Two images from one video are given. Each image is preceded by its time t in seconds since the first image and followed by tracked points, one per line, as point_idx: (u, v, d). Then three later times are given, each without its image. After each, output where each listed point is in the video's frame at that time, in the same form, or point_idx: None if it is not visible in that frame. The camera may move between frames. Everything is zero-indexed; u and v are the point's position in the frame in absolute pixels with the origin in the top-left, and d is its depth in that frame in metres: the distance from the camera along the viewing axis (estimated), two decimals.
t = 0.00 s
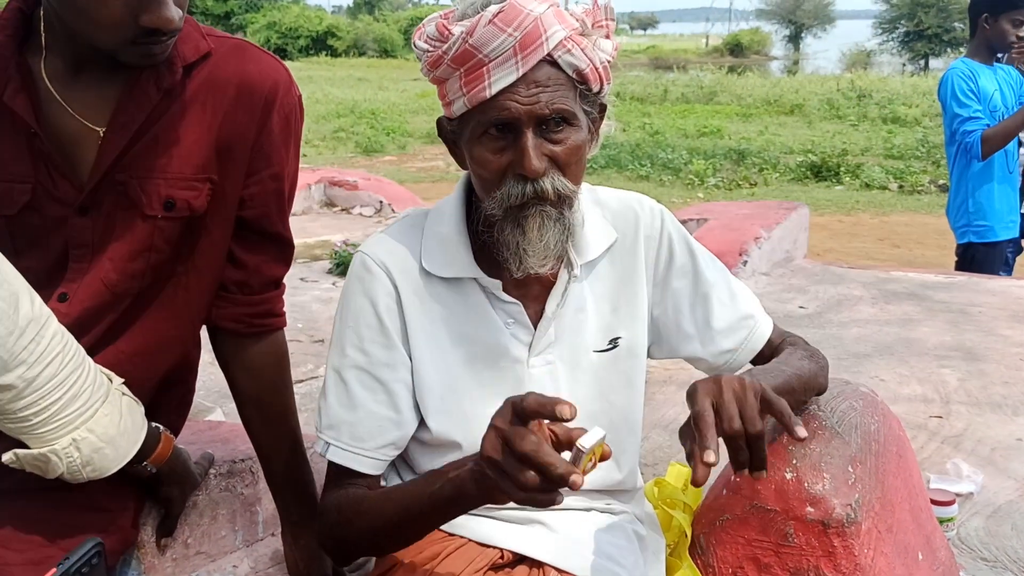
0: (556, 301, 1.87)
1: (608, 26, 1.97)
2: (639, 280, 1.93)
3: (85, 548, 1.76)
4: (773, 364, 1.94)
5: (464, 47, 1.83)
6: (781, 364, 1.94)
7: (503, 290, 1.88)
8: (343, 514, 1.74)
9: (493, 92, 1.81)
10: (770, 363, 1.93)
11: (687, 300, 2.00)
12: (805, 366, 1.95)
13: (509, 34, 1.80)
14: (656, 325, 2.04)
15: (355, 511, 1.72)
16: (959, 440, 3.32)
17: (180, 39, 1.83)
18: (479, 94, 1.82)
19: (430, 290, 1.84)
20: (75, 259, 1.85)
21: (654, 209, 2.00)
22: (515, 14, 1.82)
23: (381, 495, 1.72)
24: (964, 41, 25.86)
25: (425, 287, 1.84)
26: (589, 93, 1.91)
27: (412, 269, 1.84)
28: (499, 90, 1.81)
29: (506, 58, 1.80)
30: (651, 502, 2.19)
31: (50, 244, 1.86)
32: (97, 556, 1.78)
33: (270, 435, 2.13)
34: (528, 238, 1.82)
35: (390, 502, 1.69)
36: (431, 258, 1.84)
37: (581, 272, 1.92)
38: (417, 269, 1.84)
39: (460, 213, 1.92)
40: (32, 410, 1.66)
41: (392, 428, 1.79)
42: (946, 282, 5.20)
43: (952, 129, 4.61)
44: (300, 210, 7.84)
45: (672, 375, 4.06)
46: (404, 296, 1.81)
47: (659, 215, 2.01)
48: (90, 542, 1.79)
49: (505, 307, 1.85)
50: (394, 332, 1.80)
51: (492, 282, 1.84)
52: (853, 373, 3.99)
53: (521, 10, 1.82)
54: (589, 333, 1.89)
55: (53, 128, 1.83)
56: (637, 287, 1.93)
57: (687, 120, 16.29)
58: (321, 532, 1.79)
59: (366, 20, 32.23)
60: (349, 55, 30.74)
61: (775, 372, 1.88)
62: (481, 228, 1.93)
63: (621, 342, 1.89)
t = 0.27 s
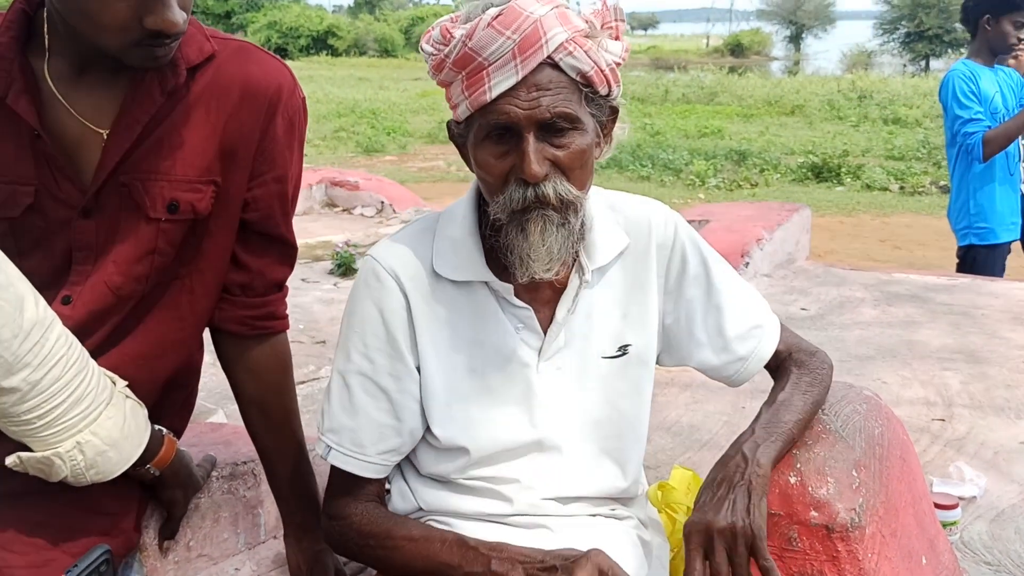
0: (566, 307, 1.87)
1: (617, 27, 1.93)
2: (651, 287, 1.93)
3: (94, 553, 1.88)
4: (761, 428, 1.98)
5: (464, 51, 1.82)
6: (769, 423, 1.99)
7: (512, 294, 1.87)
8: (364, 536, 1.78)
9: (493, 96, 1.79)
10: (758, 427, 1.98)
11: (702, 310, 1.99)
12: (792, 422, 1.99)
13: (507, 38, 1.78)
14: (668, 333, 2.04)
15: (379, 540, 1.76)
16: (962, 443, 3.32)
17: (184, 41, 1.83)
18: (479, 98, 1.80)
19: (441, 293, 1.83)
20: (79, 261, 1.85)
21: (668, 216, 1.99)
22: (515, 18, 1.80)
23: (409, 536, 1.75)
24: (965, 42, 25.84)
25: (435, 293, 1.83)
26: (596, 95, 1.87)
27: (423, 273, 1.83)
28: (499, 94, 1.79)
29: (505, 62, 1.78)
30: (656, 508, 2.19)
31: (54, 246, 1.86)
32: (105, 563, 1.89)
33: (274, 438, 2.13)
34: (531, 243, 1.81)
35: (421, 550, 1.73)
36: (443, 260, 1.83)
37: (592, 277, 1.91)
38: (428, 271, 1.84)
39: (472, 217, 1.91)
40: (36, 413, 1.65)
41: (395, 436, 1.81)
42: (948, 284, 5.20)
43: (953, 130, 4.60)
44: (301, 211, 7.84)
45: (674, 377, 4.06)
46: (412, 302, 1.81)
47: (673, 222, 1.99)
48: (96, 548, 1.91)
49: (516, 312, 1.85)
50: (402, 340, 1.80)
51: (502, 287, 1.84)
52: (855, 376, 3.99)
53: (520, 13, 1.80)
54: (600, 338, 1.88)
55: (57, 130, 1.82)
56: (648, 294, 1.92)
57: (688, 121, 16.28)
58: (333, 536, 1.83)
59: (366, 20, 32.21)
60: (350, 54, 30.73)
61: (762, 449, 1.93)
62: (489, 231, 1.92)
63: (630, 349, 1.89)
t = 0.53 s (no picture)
0: (581, 306, 1.88)
1: (658, 38, 1.92)
2: (668, 287, 1.94)
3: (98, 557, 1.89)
4: (752, 446, 1.99)
5: (498, 45, 1.82)
6: (761, 442, 2.00)
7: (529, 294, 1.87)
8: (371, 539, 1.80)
9: (521, 94, 1.80)
10: (750, 445, 2.00)
11: (721, 309, 1.98)
12: (784, 439, 1.99)
13: (543, 38, 1.78)
14: (685, 331, 2.04)
15: (388, 546, 1.78)
16: (962, 443, 3.33)
17: (186, 40, 1.83)
18: (508, 94, 1.81)
19: (457, 288, 1.83)
20: (81, 260, 1.86)
21: (689, 214, 1.98)
22: (553, 17, 1.80)
23: (418, 546, 1.77)
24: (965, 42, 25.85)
25: (449, 289, 1.83)
26: (627, 104, 1.87)
27: (440, 267, 1.83)
28: (528, 93, 1.79)
29: (538, 61, 1.77)
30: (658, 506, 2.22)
31: (57, 245, 1.87)
32: (110, 567, 1.91)
33: (275, 436, 2.14)
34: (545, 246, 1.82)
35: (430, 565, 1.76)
36: (460, 258, 1.83)
37: (610, 278, 1.92)
38: (445, 267, 1.83)
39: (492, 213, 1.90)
40: (39, 411, 1.66)
41: (403, 429, 1.80)
42: (948, 284, 5.20)
43: (953, 130, 4.61)
44: (302, 211, 7.84)
45: (674, 376, 4.07)
46: (428, 296, 1.80)
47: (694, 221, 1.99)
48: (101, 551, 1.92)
49: (530, 311, 1.85)
50: (415, 334, 1.79)
51: (519, 286, 1.84)
52: (855, 375, 3.99)
53: (559, 14, 1.80)
54: (613, 337, 1.89)
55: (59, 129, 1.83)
56: (664, 293, 1.93)
57: (688, 121, 16.28)
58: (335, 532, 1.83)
59: (366, 20, 32.21)
60: (350, 54, 30.73)
61: (749, 473, 1.94)
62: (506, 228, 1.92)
63: (644, 348, 1.89)
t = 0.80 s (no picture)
0: (590, 304, 1.88)
1: (680, 49, 1.90)
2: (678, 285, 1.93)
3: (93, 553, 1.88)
4: (747, 440, 1.99)
5: (513, 48, 1.81)
6: (755, 437, 2.00)
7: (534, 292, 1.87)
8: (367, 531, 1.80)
9: (532, 100, 1.79)
10: (746, 439, 1.99)
11: (731, 307, 1.98)
12: (779, 436, 1.99)
13: (557, 45, 1.77)
14: (694, 328, 2.04)
15: (384, 541, 1.79)
16: (958, 440, 3.33)
17: (181, 38, 1.84)
18: (519, 99, 1.80)
19: (463, 284, 1.83)
20: (78, 257, 1.86)
21: (702, 212, 1.97)
22: (570, 24, 1.78)
23: (414, 542, 1.78)
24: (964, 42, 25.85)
25: (454, 284, 1.83)
26: (641, 115, 1.86)
27: (447, 262, 1.82)
28: (538, 100, 1.79)
29: (551, 68, 1.77)
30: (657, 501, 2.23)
31: (53, 242, 1.88)
32: (105, 564, 1.88)
33: (270, 433, 2.14)
34: (547, 253, 1.83)
35: (424, 561, 1.77)
36: (467, 254, 1.82)
37: (620, 277, 1.91)
38: (452, 262, 1.83)
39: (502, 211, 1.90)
40: (35, 407, 1.66)
41: (405, 424, 1.81)
42: (946, 282, 5.21)
43: (951, 128, 4.61)
44: (301, 211, 7.85)
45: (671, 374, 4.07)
46: (433, 292, 1.81)
47: (707, 218, 1.98)
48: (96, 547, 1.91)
49: (536, 310, 1.85)
50: (419, 330, 1.80)
51: (524, 284, 1.84)
52: (852, 373, 4.00)
53: (576, 22, 1.78)
54: (621, 335, 1.89)
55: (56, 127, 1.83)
56: (675, 290, 1.92)
57: (688, 121, 16.29)
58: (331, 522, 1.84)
59: (366, 20, 32.23)
60: (350, 54, 30.74)
61: (742, 468, 1.94)
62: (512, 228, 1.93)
63: (651, 346, 1.89)
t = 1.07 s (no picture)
0: (585, 306, 1.87)
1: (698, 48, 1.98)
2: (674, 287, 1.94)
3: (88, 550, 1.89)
4: (745, 445, 1.99)
5: (581, 34, 1.75)
6: (752, 441, 1.99)
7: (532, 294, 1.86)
8: (359, 532, 1.81)
9: (600, 89, 1.76)
10: (743, 444, 1.99)
11: (725, 309, 2.00)
12: (778, 440, 1.99)
13: (634, 35, 1.76)
14: (688, 329, 2.05)
15: (376, 542, 1.80)
16: (954, 441, 3.33)
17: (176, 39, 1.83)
18: (586, 87, 1.76)
19: (459, 288, 1.81)
20: (73, 258, 1.87)
21: (697, 215, 1.97)
22: (642, 16, 1.77)
23: (406, 542, 1.79)
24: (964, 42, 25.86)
25: (451, 288, 1.81)
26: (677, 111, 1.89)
27: (441, 266, 1.81)
28: (607, 88, 1.76)
29: (626, 58, 1.76)
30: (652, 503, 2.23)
31: (48, 243, 1.89)
32: (99, 559, 1.89)
33: (265, 435, 2.14)
34: (596, 245, 1.80)
35: (415, 560, 1.78)
36: (462, 257, 1.80)
37: (616, 277, 1.90)
38: (446, 266, 1.81)
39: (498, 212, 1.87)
40: (29, 407, 1.67)
41: (398, 430, 1.80)
42: (943, 283, 5.21)
43: (949, 128, 4.61)
44: (300, 211, 7.85)
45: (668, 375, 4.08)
46: (428, 297, 1.79)
47: (702, 220, 1.98)
48: (89, 544, 1.93)
49: (534, 313, 1.85)
50: (414, 336, 1.78)
51: (523, 287, 1.82)
52: (849, 374, 4.00)
53: (646, 13, 1.78)
54: (618, 338, 1.89)
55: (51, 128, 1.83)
56: (670, 293, 1.92)
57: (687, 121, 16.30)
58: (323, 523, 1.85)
59: (366, 20, 32.25)
60: (350, 54, 30.74)
61: (741, 473, 1.93)
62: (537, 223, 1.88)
63: (647, 348, 1.90)
